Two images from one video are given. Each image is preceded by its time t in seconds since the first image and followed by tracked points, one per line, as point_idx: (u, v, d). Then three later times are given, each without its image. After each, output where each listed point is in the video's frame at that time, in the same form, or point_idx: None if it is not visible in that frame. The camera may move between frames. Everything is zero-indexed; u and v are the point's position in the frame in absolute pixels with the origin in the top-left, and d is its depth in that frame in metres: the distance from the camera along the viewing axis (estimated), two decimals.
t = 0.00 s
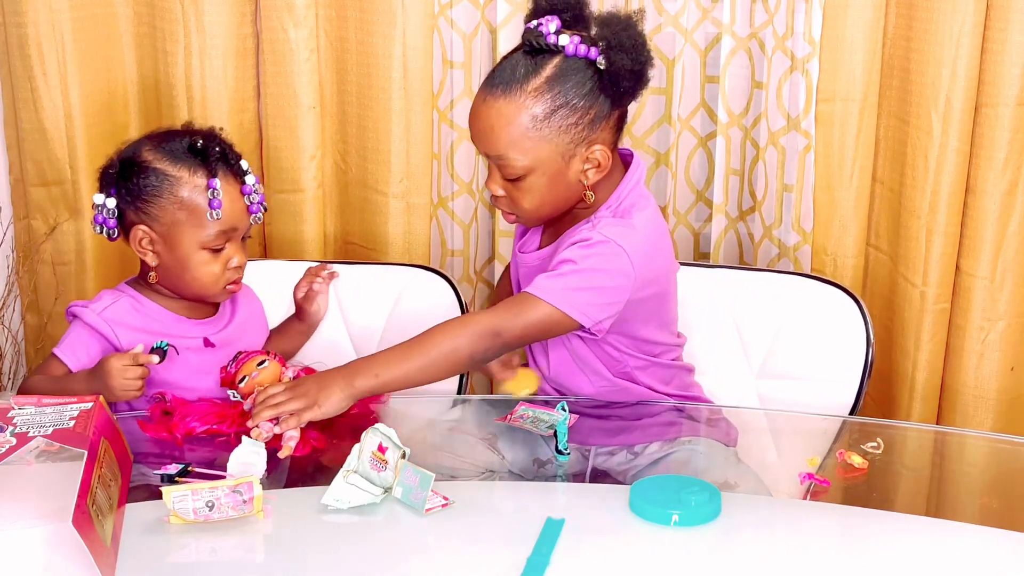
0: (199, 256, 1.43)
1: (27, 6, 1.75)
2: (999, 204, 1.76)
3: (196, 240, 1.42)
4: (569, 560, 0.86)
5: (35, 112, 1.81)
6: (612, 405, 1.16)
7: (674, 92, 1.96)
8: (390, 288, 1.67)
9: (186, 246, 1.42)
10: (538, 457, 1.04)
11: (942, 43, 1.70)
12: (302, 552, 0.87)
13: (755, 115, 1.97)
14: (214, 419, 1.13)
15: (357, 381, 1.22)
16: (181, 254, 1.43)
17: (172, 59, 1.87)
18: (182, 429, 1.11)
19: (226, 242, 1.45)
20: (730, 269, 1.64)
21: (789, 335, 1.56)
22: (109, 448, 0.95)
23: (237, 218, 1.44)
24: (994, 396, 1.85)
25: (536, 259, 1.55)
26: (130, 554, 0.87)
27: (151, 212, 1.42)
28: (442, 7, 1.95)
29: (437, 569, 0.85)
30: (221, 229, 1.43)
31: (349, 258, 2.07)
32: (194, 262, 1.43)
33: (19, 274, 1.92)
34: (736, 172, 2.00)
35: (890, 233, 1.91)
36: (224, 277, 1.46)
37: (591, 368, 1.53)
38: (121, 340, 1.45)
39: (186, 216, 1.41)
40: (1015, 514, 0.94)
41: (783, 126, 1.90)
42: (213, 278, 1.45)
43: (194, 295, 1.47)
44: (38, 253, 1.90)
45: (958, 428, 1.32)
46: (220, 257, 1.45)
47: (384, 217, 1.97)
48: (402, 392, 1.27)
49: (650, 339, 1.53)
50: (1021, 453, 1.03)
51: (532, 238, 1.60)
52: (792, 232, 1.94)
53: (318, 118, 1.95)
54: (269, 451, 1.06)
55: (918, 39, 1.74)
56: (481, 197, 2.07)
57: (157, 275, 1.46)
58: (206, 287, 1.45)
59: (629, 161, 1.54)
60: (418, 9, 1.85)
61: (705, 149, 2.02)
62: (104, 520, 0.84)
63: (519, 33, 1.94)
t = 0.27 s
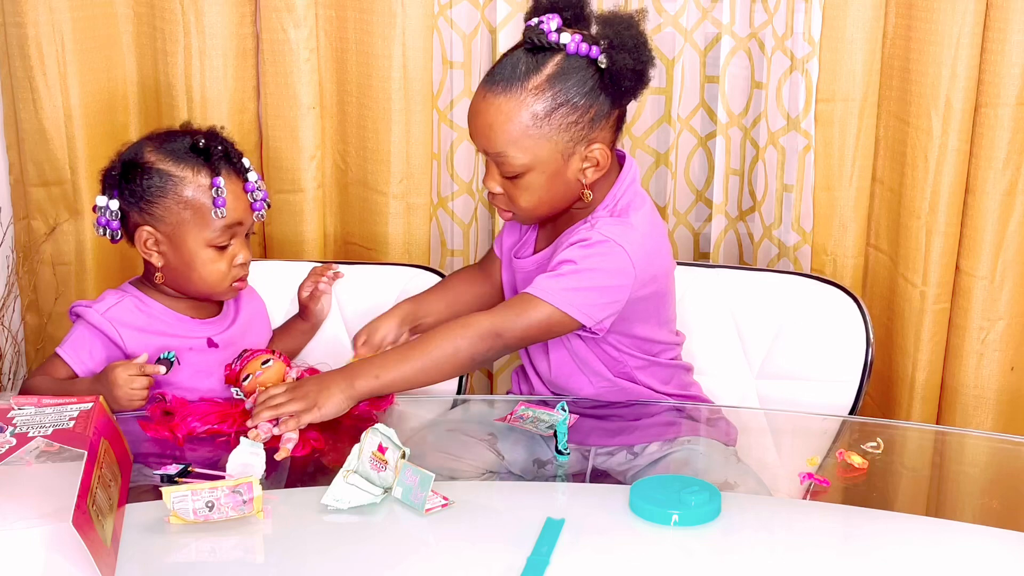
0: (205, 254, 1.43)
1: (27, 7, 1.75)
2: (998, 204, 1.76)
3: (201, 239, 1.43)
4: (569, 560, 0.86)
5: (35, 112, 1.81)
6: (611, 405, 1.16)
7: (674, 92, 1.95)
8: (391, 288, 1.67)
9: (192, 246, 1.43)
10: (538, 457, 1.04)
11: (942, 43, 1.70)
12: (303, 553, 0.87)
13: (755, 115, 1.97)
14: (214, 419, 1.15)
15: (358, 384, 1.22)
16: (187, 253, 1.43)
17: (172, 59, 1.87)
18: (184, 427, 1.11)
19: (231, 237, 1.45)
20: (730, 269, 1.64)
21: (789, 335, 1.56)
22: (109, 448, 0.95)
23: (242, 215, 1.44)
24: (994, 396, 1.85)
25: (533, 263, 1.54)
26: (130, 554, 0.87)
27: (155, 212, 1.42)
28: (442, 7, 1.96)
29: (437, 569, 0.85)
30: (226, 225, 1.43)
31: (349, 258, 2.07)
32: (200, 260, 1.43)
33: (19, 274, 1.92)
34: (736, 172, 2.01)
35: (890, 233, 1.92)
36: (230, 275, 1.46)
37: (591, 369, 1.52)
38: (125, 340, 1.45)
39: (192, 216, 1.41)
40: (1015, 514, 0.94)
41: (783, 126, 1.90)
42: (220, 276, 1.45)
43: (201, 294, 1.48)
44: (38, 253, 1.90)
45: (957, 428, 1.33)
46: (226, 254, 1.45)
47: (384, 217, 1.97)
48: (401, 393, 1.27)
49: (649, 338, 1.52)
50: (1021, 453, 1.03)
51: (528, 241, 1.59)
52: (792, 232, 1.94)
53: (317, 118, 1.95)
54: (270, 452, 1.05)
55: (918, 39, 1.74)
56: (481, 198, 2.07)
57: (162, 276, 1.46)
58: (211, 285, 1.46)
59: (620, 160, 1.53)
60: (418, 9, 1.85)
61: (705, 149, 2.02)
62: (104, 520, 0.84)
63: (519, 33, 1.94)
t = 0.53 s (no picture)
0: (207, 254, 1.43)
1: (27, 7, 1.75)
2: (998, 204, 1.76)
3: (203, 239, 1.43)
4: (569, 560, 0.86)
5: (35, 112, 1.81)
6: (610, 405, 1.16)
7: (674, 92, 1.95)
8: (390, 289, 1.67)
9: (193, 245, 1.43)
10: (538, 457, 1.04)
11: (943, 43, 1.70)
12: (303, 553, 0.87)
13: (755, 115, 1.96)
14: (211, 420, 1.16)
15: (353, 385, 1.22)
16: (188, 253, 1.43)
17: (172, 59, 1.87)
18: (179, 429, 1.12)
19: (233, 238, 1.45)
20: (730, 269, 1.64)
21: (789, 335, 1.56)
22: (109, 448, 0.95)
23: (243, 216, 1.44)
24: (994, 396, 1.85)
25: (531, 262, 1.54)
26: (130, 554, 0.87)
27: (158, 212, 1.42)
28: (442, 7, 1.96)
29: (436, 569, 0.85)
30: (228, 226, 1.43)
31: (349, 258, 2.07)
32: (202, 260, 1.43)
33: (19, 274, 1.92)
34: (736, 172, 2.01)
35: (890, 233, 1.92)
36: (232, 275, 1.46)
37: (588, 370, 1.52)
38: (127, 340, 1.45)
39: (193, 215, 1.41)
40: (1015, 514, 0.94)
41: (783, 126, 1.90)
42: (222, 276, 1.45)
43: (202, 294, 1.48)
44: (38, 253, 1.90)
45: (957, 428, 1.33)
46: (227, 255, 1.45)
47: (384, 217, 1.97)
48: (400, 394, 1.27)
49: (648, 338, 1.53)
50: (1021, 453, 1.03)
51: (525, 239, 1.59)
52: (792, 232, 1.94)
53: (318, 118, 1.95)
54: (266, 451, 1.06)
55: (918, 39, 1.74)
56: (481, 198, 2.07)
57: (164, 275, 1.46)
58: (213, 286, 1.46)
59: (621, 159, 1.54)
60: (418, 9, 1.85)
61: (705, 149, 2.02)
62: (104, 520, 0.84)
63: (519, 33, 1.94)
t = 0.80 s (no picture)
0: (208, 256, 1.43)
1: (27, 7, 1.75)
2: (999, 204, 1.76)
3: (205, 240, 1.42)
4: (569, 560, 0.86)
5: (35, 112, 1.81)
6: (610, 405, 1.16)
7: (674, 92, 1.95)
8: (391, 289, 1.67)
9: (195, 246, 1.43)
10: (539, 457, 1.04)
11: (943, 43, 1.70)
12: (303, 553, 0.87)
13: (755, 115, 1.96)
14: (209, 420, 1.16)
15: (351, 382, 1.23)
16: (190, 254, 1.43)
17: (172, 59, 1.87)
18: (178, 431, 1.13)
19: (235, 240, 1.45)
20: (730, 269, 1.64)
21: (790, 335, 1.56)
22: (109, 448, 0.95)
23: (245, 217, 1.44)
24: (994, 396, 1.85)
25: (532, 261, 1.54)
26: (130, 554, 0.87)
27: (160, 212, 1.42)
28: (442, 7, 1.96)
29: (436, 569, 0.85)
30: (230, 228, 1.43)
31: (349, 258, 2.07)
32: (203, 262, 1.43)
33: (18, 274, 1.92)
34: (736, 172, 2.01)
35: (890, 233, 1.92)
36: (233, 277, 1.46)
37: (588, 370, 1.52)
38: (129, 341, 1.45)
39: (195, 217, 1.41)
40: (1016, 514, 0.94)
41: (783, 126, 1.90)
42: (222, 277, 1.45)
43: (203, 295, 1.48)
44: (38, 253, 1.90)
45: (957, 428, 1.33)
46: (228, 258, 1.45)
47: (384, 217, 1.97)
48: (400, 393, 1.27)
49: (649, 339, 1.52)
50: (1021, 453, 1.03)
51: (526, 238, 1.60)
52: (792, 232, 1.94)
53: (318, 118, 1.95)
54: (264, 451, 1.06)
55: (918, 39, 1.74)
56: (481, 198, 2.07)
57: (165, 276, 1.46)
58: (214, 287, 1.46)
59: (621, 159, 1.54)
60: (418, 10, 1.85)
61: (705, 149, 2.02)
62: (104, 520, 0.84)
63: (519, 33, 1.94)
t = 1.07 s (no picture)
0: (211, 256, 1.43)
1: (27, 7, 1.75)
2: (998, 204, 1.76)
3: (207, 240, 1.42)
4: (569, 561, 0.86)
5: (35, 112, 1.81)
6: (610, 404, 1.16)
7: (674, 92, 1.95)
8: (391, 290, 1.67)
9: (198, 246, 1.43)
10: (539, 457, 1.04)
11: (943, 43, 1.70)
12: (303, 553, 0.87)
13: (755, 115, 1.96)
14: (210, 420, 1.16)
15: (352, 383, 1.22)
16: (193, 254, 1.43)
17: (172, 59, 1.87)
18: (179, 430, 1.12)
19: (237, 240, 1.45)
20: (730, 269, 1.64)
21: (789, 335, 1.56)
22: (109, 448, 0.95)
23: (247, 217, 1.44)
24: (994, 396, 1.85)
25: (530, 264, 1.54)
26: (130, 554, 0.87)
27: (163, 212, 1.42)
28: (442, 7, 1.96)
29: (436, 569, 0.85)
30: (232, 228, 1.43)
31: (349, 258, 2.07)
32: (206, 261, 1.43)
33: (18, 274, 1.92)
34: (736, 172, 2.01)
35: (890, 233, 1.92)
36: (235, 276, 1.46)
37: (588, 371, 1.52)
38: (130, 341, 1.45)
39: (198, 216, 1.41)
40: (1016, 514, 0.94)
41: (783, 126, 1.90)
42: (225, 277, 1.45)
43: (206, 295, 1.48)
44: (38, 253, 1.90)
45: (957, 428, 1.33)
46: (231, 257, 1.45)
47: (384, 217, 1.97)
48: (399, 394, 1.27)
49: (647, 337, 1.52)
50: (1021, 453, 1.03)
51: (525, 242, 1.59)
52: (792, 232, 1.94)
53: (317, 118, 1.95)
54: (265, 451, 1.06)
55: (918, 39, 1.74)
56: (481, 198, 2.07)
57: (168, 275, 1.46)
58: (217, 287, 1.46)
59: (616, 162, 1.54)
60: (418, 10, 1.85)
61: (705, 149, 2.02)
62: (104, 520, 0.84)
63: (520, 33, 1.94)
